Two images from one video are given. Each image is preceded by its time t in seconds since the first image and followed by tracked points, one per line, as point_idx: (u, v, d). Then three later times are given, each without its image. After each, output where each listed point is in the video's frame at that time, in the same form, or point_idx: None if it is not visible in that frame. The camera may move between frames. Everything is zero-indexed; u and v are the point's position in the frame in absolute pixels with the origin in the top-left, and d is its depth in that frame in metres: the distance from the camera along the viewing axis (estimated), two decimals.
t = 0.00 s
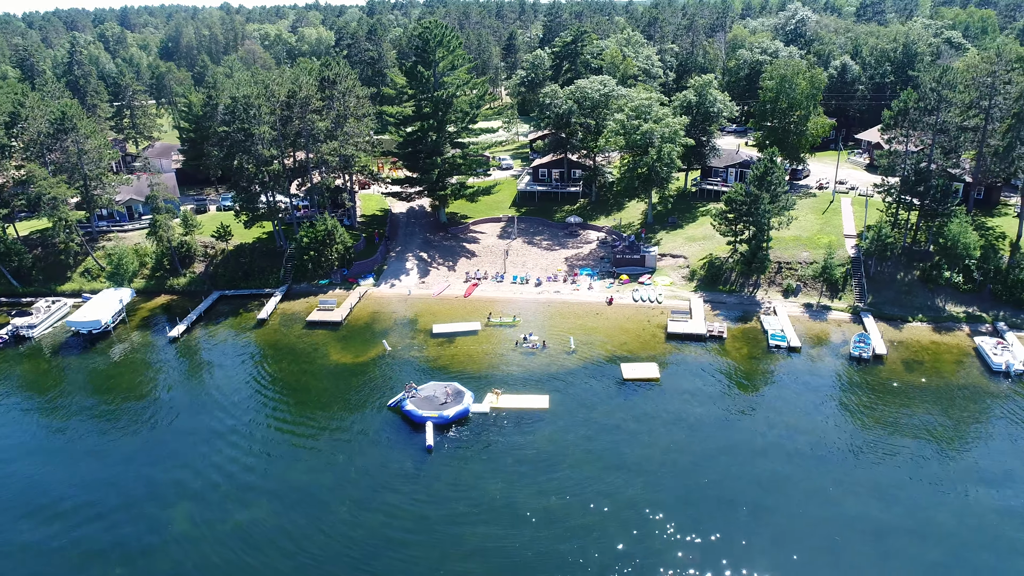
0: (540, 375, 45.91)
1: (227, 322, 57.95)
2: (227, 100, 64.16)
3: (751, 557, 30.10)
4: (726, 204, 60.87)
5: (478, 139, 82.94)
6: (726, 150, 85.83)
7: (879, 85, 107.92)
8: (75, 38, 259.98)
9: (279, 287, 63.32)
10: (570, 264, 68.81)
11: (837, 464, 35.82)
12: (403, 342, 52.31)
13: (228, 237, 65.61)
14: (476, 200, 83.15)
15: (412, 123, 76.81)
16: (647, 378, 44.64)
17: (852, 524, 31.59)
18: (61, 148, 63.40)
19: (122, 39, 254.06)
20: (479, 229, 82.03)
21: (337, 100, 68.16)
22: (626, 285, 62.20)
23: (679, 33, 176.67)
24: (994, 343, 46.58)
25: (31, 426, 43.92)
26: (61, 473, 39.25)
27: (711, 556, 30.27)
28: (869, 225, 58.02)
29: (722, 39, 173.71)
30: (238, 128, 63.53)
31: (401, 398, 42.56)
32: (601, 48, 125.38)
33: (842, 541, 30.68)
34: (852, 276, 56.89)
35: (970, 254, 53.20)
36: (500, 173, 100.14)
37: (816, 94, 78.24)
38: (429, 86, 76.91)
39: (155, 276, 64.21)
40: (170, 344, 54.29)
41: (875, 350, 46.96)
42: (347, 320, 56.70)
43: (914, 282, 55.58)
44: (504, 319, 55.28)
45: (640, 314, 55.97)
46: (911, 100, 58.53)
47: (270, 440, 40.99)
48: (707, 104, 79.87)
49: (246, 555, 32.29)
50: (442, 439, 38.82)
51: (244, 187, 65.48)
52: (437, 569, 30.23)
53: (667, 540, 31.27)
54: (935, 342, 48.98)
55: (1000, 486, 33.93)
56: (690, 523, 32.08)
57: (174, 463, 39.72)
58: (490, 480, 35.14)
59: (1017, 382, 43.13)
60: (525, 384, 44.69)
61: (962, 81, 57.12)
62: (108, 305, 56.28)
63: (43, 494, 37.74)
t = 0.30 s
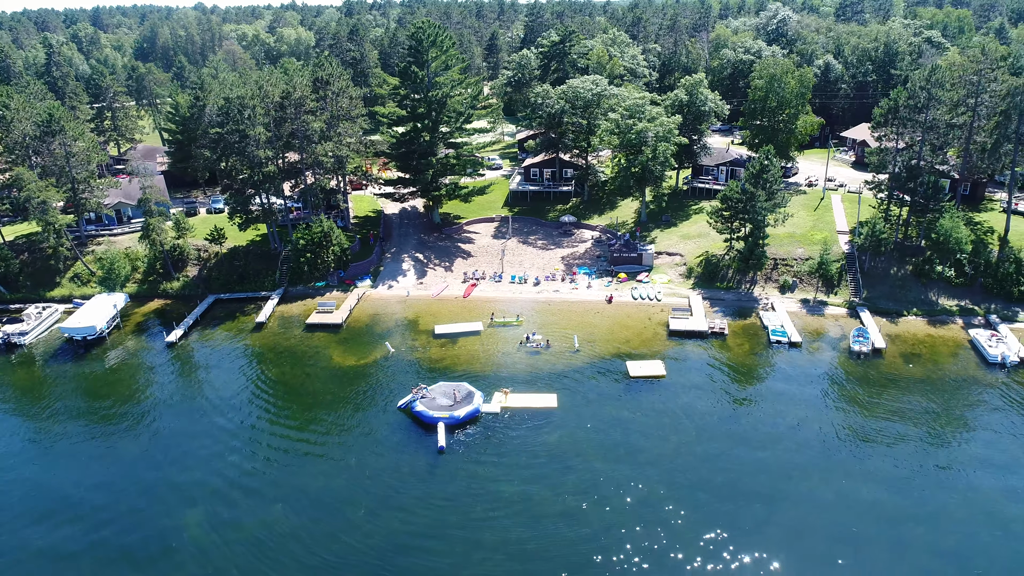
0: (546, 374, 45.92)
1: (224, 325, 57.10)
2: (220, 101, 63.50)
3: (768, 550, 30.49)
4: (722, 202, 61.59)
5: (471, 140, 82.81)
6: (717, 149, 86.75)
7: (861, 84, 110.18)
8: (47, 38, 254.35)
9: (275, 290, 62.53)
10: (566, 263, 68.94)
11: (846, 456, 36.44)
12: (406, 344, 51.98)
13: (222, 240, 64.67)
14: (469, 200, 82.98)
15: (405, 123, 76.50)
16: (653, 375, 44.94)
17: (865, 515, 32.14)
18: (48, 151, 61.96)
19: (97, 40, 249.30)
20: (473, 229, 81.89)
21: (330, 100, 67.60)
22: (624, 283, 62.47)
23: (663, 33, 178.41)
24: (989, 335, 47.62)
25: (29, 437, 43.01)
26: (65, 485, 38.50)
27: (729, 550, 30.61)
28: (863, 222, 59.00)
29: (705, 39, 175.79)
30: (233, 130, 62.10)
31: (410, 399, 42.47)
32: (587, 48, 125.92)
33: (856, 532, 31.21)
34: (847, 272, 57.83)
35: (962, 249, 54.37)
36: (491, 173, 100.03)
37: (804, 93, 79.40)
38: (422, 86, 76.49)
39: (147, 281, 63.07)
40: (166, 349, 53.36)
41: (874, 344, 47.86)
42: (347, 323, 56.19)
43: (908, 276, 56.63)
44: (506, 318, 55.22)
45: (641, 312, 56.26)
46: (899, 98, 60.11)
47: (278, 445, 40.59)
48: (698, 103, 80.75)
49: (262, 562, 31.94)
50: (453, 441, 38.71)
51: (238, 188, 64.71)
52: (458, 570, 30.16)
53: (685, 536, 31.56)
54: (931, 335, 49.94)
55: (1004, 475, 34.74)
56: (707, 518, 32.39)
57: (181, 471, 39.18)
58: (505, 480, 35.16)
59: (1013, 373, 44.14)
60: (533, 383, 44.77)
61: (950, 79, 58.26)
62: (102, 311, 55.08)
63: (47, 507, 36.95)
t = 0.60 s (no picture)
0: (552, 373, 46.07)
1: (222, 329, 56.40)
2: (216, 103, 63.03)
3: (787, 544, 31.00)
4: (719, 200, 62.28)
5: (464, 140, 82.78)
6: (708, 148, 87.64)
7: (844, 82, 112.19)
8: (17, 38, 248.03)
9: (272, 293, 61.89)
10: (563, 262, 69.19)
11: (855, 449, 37.10)
12: (409, 345, 51.80)
13: (216, 242, 63.87)
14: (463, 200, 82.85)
15: (400, 124, 76.17)
16: (659, 372, 45.31)
17: (879, 507, 32.78)
18: (36, 154, 60.65)
19: (69, 40, 243.93)
20: (467, 229, 81.82)
21: (325, 101, 67.13)
22: (622, 282, 62.82)
23: (646, 32, 179.76)
24: (983, 328, 48.71)
25: (30, 449, 42.17)
26: (73, 497, 37.89)
27: (749, 546, 31.08)
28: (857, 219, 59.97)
29: (688, 39, 177.47)
30: (227, 130, 62.29)
31: (419, 399, 42.40)
32: (574, 47, 126.27)
33: (871, 524, 31.85)
34: (842, 268, 58.72)
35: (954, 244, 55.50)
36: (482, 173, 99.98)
37: (793, 92, 80.49)
38: (415, 87, 76.14)
39: (140, 285, 62.09)
40: (165, 355, 52.61)
41: (873, 339, 48.71)
42: (348, 324, 55.80)
43: (901, 271, 57.70)
44: (508, 318, 55.28)
45: (641, 310, 56.66)
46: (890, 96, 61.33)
47: (288, 450, 40.29)
48: (690, 103, 81.46)
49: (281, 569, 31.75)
50: (466, 442, 38.65)
51: (233, 190, 64.11)
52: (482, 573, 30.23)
53: (702, 533, 32.01)
54: (927, 329, 50.97)
55: (1008, 464, 35.62)
56: (725, 515, 32.83)
57: (191, 478, 38.70)
58: (522, 481, 35.27)
59: (1008, 364, 45.21)
60: (540, 382, 44.91)
61: (938, 77, 59.45)
62: (97, 316, 54.11)
63: (56, 519, 36.39)
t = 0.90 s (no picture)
0: (557, 372, 46.23)
1: (219, 334, 55.67)
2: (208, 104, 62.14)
3: (804, 535, 31.50)
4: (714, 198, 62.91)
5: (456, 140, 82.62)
6: (698, 146, 88.32)
7: (827, 81, 114.01)
8: None
9: (268, 296, 61.22)
10: (560, 262, 69.45)
11: (861, 442, 37.92)
12: (412, 346, 51.63)
13: (210, 245, 63.01)
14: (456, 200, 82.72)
15: (393, 124, 75.81)
16: (663, 370, 45.73)
17: (889, 499, 33.49)
18: (23, 157, 59.27)
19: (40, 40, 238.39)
20: (460, 230, 81.73)
21: (319, 102, 66.62)
22: (620, 280, 63.22)
23: (629, 32, 181.00)
24: (976, 320, 49.90)
25: (30, 459, 41.26)
26: (78, 506, 37.21)
27: (768, 538, 31.51)
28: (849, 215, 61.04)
29: (671, 38, 179.03)
30: (223, 133, 61.42)
31: (428, 399, 42.45)
32: (561, 47, 126.64)
33: (884, 515, 32.50)
34: (836, 264, 59.72)
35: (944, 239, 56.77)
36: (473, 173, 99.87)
37: (782, 91, 81.69)
38: (408, 87, 75.79)
39: (133, 290, 61.03)
40: (162, 360, 51.78)
41: (870, 332, 49.57)
42: (348, 327, 55.43)
43: (893, 267, 58.89)
44: (510, 318, 55.36)
45: (640, 308, 57.10)
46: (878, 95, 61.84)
47: (297, 454, 40.01)
48: (680, 102, 82.37)
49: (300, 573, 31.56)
50: (478, 443, 38.66)
51: (227, 193, 63.30)
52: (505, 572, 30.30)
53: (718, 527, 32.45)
54: (921, 322, 52.12)
55: (1010, 455, 36.61)
56: (740, 507, 33.29)
57: (200, 485, 38.21)
58: (537, 481, 35.37)
59: (1002, 355, 46.38)
60: (546, 381, 45.11)
61: (925, 76, 60.71)
62: (91, 322, 53.10)
63: (62, 529, 35.72)
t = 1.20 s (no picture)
0: (562, 371, 46.45)
1: (218, 338, 54.93)
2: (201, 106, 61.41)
3: (820, 528, 31.99)
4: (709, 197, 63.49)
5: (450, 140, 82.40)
6: (689, 145, 88.76)
7: (810, 80, 115.71)
8: None
9: (265, 299, 60.55)
10: (556, 261, 69.61)
11: (867, 435, 38.65)
12: (415, 347, 51.47)
13: (204, 249, 62.18)
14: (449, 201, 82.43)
15: (386, 125, 75.49)
16: (667, 367, 46.12)
17: (900, 490, 34.14)
18: (9, 161, 57.93)
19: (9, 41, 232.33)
20: (454, 231, 81.52)
21: (312, 103, 66.11)
22: (617, 279, 63.57)
23: (612, 33, 181.96)
24: (970, 314, 51.06)
25: (30, 470, 40.39)
26: (84, 516, 36.59)
27: (784, 532, 31.94)
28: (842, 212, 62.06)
29: (654, 38, 180.12)
30: (217, 134, 60.73)
31: (437, 401, 42.43)
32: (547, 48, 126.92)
33: (896, 507, 33.14)
34: (830, 260, 60.72)
35: (935, 234, 58.07)
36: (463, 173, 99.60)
37: (770, 90, 82.85)
38: (401, 87, 75.42)
39: (125, 295, 60.01)
40: (160, 366, 51.01)
41: (867, 327, 50.46)
42: (349, 329, 55.07)
43: (885, 262, 60.05)
44: (511, 318, 55.36)
45: (639, 307, 57.51)
46: (869, 93, 62.99)
47: (306, 458, 39.68)
48: (672, 102, 83.33)
49: None
50: (490, 444, 38.62)
51: (221, 196, 62.58)
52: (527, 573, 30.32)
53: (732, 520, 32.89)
54: (915, 316, 53.20)
55: (1011, 444, 37.55)
56: (755, 503, 33.69)
57: (209, 492, 37.72)
58: (552, 481, 35.44)
59: (996, 347, 47.57)
60: (551, 380, 45.29)
61: (913, 75, 61.93)
62: (86, 329, 52.11)
63: (69, 541, 35.04)
